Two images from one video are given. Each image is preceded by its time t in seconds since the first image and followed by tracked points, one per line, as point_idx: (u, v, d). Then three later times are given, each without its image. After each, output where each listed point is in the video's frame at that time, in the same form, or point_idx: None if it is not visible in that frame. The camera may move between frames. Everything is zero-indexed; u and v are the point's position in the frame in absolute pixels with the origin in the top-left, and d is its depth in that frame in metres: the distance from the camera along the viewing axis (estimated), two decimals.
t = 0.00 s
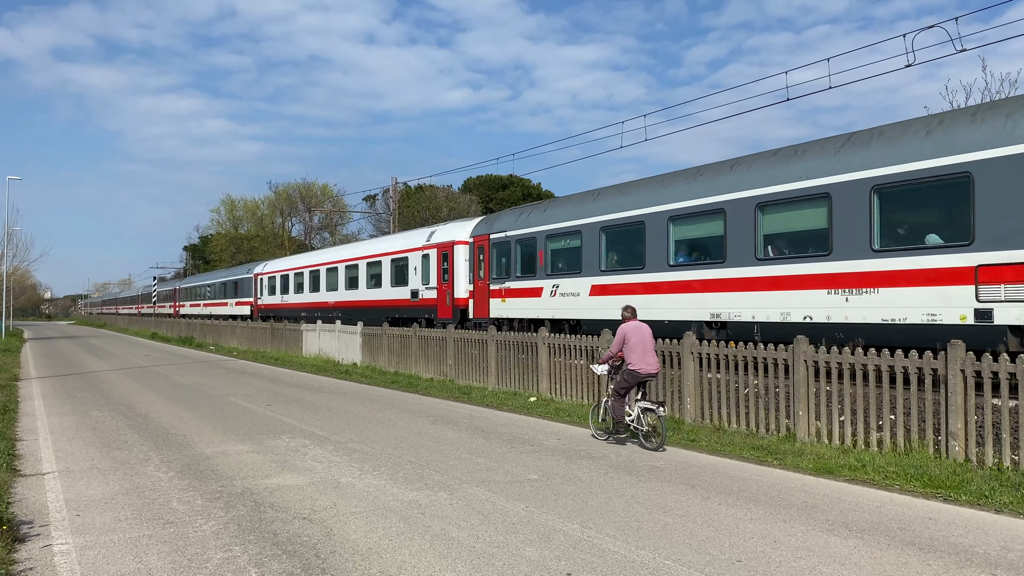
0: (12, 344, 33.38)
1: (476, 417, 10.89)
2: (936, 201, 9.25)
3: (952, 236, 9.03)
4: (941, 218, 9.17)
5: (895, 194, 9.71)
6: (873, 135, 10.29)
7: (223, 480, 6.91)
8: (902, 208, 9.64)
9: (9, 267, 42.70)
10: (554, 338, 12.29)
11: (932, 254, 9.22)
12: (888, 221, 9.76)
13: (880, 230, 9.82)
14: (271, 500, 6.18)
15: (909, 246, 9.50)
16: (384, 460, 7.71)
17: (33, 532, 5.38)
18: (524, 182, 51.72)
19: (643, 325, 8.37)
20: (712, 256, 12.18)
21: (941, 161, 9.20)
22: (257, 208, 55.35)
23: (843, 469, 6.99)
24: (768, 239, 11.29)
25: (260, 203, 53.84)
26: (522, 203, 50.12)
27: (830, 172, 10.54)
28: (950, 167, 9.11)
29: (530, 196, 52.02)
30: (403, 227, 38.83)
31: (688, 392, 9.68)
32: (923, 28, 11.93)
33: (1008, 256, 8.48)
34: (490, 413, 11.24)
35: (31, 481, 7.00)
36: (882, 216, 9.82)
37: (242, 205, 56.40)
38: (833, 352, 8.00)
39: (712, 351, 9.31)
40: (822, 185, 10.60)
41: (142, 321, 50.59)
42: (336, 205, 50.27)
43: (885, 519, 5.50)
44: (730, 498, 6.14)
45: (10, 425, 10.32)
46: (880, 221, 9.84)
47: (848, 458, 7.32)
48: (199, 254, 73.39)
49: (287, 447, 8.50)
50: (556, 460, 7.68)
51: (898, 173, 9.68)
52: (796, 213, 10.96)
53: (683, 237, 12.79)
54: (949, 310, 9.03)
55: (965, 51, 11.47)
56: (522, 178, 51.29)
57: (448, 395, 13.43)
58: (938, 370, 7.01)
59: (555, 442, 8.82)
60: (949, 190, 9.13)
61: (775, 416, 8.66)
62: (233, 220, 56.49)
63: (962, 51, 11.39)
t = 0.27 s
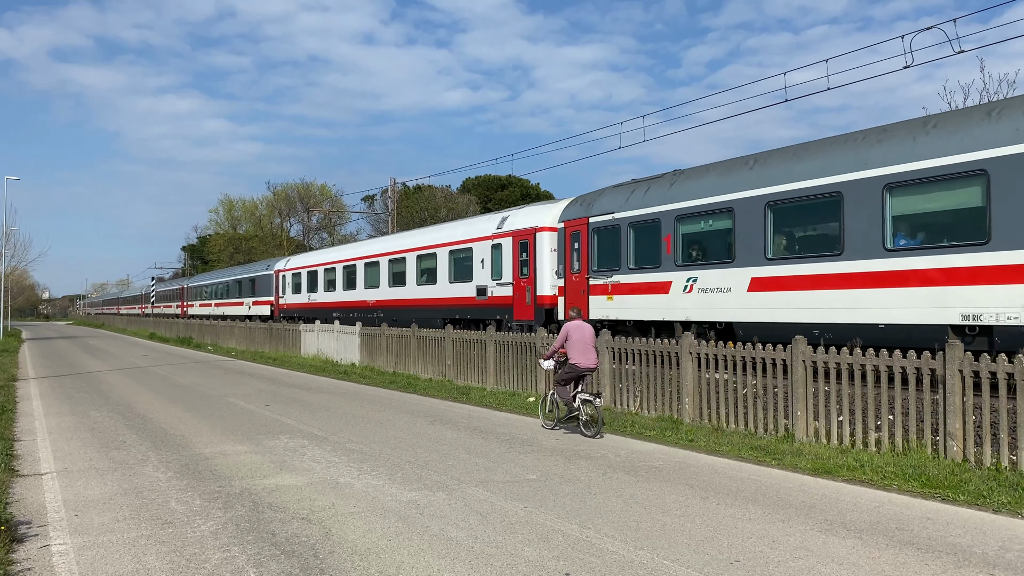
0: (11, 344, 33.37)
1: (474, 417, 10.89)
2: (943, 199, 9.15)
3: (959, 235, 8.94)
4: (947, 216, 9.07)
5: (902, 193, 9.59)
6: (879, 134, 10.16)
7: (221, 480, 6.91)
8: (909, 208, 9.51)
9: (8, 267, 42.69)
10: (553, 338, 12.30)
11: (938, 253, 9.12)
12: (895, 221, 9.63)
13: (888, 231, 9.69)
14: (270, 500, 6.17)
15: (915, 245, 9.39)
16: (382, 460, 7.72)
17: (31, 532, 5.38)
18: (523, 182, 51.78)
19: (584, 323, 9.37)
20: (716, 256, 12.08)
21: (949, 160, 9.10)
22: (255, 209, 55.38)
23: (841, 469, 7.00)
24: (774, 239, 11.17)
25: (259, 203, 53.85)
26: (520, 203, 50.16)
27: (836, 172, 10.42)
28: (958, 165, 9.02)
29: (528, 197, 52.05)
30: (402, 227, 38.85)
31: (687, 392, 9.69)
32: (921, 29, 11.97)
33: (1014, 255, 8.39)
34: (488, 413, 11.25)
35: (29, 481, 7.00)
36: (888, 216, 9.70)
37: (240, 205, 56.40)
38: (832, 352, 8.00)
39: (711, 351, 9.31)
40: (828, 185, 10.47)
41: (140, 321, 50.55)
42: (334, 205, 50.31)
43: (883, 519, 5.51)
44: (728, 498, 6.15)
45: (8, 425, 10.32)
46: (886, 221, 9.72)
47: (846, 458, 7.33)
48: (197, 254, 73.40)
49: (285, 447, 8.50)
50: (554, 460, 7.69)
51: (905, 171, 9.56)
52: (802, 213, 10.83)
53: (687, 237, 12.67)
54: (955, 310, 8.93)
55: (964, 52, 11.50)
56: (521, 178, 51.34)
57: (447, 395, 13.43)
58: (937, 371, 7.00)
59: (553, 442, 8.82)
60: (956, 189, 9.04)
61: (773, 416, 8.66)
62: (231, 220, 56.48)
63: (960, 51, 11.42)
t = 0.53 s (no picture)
0: (8, 344, 33.32)
1: (473, 417, 10.88)
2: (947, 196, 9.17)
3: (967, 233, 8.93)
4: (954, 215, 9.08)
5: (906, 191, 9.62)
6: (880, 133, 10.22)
7: (219, 480, 6.90)
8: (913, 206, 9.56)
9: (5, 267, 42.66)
10: (551, 338, 12.29)
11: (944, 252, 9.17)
12: (900, 220, 9.66)
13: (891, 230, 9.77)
14: (268, 500, 6.17)
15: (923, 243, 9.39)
16: (380, 460, 7.71)
17: (29, 532, 5.38)
18: (521, 182, 51.79)
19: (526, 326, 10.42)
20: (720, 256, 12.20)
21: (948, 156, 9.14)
22: (252, 208, 55.30)
23: (839, 469, 7.01)
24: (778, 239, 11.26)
25: (257, 203, 53.82)
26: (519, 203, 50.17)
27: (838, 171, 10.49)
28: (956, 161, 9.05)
29: (527, 197, 52.06)
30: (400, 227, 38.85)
31: (685, 391, 9.69)
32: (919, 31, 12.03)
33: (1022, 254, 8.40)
34: (487, 413, 11.24)
35: (27, 481, 7.00)
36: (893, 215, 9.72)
37: (238, 204, 56.36)
38: (830, 352, 8.00)
39: (709, 351, 9.31)
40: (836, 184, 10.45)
41: (138, 321, 50.49)
42: (332, 204, 50.29)
43: (881, 518, 5.52)
44: (726, 497, 6.15)
45: (6, 425, 10.30)
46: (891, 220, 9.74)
47: (844, 457, 7.34)
48: (196, 254, 73.35)
49: (283, 447, 8.49)
50: (553, 460, 7.69)
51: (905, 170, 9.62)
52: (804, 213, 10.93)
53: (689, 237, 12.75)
54: (963, 311, 8.91)
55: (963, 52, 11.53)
56: (519, 178, 51.35)
57: (445, 395, 13.42)
58: (935, 370, 7.01)
59: (551, 441, 8.83)
60: (960, 187, 9.07)
61: (771, 416, 8.66)
62: (229, 219, 56.44)
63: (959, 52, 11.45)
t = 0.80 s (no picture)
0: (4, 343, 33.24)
1: (470, 417, 10.86)
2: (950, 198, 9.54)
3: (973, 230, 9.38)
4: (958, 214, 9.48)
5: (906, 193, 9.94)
6: (874, 140, 10.56)
7: (216, 480, 6.89)
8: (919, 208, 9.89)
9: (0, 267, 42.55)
10: (548, 338, 12.29)
11: (960, 253, 9.59)
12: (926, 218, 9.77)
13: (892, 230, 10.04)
14: (265, 500, 6.16)
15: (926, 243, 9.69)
16: (377, 460, 7.70)
17: (26, 533, 5.37)
18: (518, 182, 51.78)
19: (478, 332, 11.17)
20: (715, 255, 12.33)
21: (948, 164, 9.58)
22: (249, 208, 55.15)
23: (836, 469, 7.02)
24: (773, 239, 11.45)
25: (254, 203, 53.74)
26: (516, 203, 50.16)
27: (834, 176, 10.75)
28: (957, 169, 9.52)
29: (524, 197, 52.05)
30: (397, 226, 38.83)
31: (682, 391, 9.70)
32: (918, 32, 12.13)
33: None
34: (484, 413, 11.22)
35: (23, 481, 6.98)
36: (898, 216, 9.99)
37: (235, 204, 56.28)
38: (826, 352, 8.00)
39: (706, 351, 9.32)
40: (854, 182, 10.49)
41: (134, 320, 50.38)
42: (329, 204, 50.24)
43: (877, 518, 5.53)
44: (722, 497, 6.15)
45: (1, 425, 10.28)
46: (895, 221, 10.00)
47: (841, 457, 7.35)
48: (193, 254, 73.23)
49: (280, 447, 8.47)
50: (550, 460, 7.69)
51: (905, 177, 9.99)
52: (798, 215, 11.14)
53: (687, 235, 12.82)
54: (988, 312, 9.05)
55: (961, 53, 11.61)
56: (516, 177, 51.34)
57: (442, 395, 13.40)
58: (931, 370, 7.02)
59: (549, 441, 8.83)
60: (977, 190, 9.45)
61: (767, 415, 8.68)
62: (225, 219, 56.37)
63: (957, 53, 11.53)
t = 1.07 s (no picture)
0: None
1: (467, 417, 10.83)
2: (937, 198, 9.40)
3: (949, 231, 9.28)
4: (936, 214, 9.42)
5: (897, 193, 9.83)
6: (864, 136, 10.41)
7: (213, 480, 6.88)
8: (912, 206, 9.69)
9: None
10: (545, 338, 12.29)
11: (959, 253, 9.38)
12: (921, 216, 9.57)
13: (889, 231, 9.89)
14: (261, 500, 6.15)
15: (902, 244, 9.76)
16: (374, 460, 7.69)
17: (21, 533, 5.35)
18: (516, 182, 51.81)
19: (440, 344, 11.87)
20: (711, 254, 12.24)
21: (938, 163, 9.38)
22: (246, 208, 55.09)
23: (832, 468, 7.03)
24: (762, 238, 11.47)
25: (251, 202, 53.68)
26: (513, 203, 50.19)
27: (824, 173, 10.67)
28: (943, 169, 9.33)
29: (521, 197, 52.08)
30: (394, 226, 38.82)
31: (678, 391, 9.70)
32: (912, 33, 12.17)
33: (1020, 247, 8.60)
34: (481, 413, 11.21)
35: (19, 482, 6.97)
36: (873, 217, 10.08)
37: (232, 204, 56.22)
38: (824, 352, 8.01)
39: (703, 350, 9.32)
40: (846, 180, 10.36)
41: (131, 321, 50.27)
42: (326, 204, 50.22)
43: (874, 517, 5.54)
44: (720, 497, 6.16)
45: None
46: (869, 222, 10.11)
47: (837, 457, 7.35)
48: (189, 254, 73.12)
49: (276, 447, 8.45)
50: (547, 460, 7.68)
51: (892, 177, 9.87)
52: (793, 214, 11.09)
53: (683, 235, 12.74)
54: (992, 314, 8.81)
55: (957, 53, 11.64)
56: (513, 177, 51.37)
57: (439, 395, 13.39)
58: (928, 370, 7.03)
59: (546, 441, 8.83)
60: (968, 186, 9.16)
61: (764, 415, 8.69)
62: (222, 219, 56.31)
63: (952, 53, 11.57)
